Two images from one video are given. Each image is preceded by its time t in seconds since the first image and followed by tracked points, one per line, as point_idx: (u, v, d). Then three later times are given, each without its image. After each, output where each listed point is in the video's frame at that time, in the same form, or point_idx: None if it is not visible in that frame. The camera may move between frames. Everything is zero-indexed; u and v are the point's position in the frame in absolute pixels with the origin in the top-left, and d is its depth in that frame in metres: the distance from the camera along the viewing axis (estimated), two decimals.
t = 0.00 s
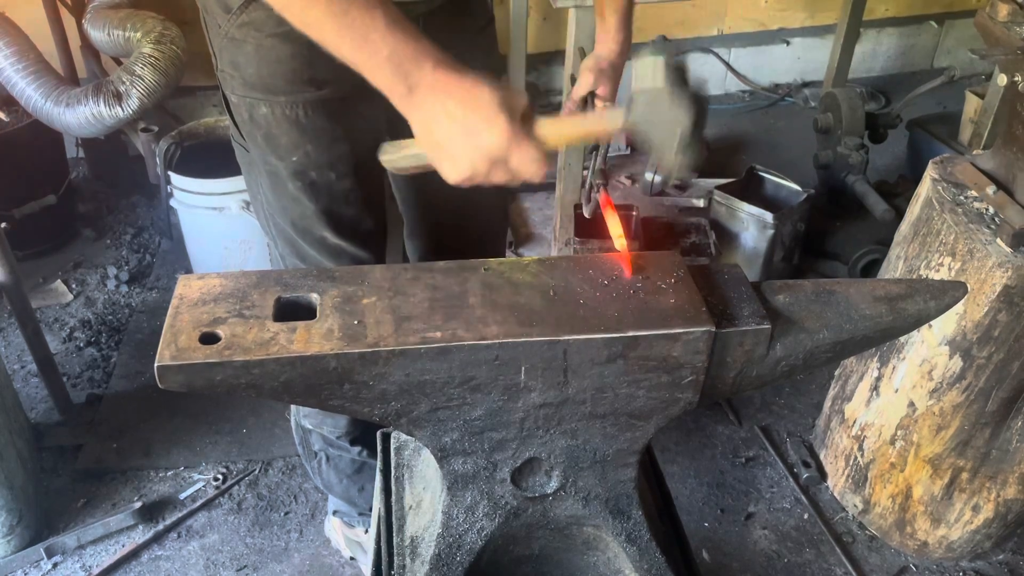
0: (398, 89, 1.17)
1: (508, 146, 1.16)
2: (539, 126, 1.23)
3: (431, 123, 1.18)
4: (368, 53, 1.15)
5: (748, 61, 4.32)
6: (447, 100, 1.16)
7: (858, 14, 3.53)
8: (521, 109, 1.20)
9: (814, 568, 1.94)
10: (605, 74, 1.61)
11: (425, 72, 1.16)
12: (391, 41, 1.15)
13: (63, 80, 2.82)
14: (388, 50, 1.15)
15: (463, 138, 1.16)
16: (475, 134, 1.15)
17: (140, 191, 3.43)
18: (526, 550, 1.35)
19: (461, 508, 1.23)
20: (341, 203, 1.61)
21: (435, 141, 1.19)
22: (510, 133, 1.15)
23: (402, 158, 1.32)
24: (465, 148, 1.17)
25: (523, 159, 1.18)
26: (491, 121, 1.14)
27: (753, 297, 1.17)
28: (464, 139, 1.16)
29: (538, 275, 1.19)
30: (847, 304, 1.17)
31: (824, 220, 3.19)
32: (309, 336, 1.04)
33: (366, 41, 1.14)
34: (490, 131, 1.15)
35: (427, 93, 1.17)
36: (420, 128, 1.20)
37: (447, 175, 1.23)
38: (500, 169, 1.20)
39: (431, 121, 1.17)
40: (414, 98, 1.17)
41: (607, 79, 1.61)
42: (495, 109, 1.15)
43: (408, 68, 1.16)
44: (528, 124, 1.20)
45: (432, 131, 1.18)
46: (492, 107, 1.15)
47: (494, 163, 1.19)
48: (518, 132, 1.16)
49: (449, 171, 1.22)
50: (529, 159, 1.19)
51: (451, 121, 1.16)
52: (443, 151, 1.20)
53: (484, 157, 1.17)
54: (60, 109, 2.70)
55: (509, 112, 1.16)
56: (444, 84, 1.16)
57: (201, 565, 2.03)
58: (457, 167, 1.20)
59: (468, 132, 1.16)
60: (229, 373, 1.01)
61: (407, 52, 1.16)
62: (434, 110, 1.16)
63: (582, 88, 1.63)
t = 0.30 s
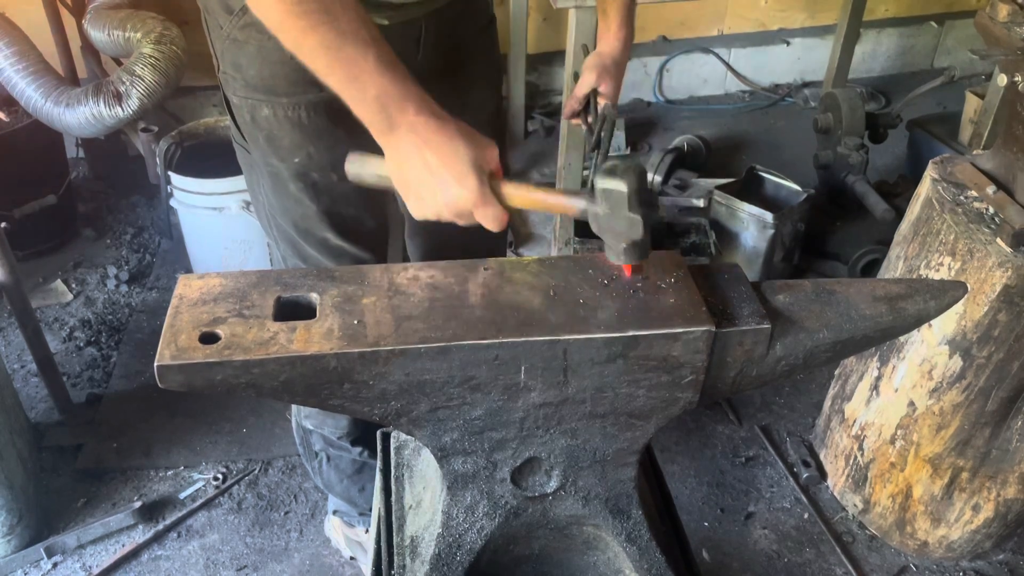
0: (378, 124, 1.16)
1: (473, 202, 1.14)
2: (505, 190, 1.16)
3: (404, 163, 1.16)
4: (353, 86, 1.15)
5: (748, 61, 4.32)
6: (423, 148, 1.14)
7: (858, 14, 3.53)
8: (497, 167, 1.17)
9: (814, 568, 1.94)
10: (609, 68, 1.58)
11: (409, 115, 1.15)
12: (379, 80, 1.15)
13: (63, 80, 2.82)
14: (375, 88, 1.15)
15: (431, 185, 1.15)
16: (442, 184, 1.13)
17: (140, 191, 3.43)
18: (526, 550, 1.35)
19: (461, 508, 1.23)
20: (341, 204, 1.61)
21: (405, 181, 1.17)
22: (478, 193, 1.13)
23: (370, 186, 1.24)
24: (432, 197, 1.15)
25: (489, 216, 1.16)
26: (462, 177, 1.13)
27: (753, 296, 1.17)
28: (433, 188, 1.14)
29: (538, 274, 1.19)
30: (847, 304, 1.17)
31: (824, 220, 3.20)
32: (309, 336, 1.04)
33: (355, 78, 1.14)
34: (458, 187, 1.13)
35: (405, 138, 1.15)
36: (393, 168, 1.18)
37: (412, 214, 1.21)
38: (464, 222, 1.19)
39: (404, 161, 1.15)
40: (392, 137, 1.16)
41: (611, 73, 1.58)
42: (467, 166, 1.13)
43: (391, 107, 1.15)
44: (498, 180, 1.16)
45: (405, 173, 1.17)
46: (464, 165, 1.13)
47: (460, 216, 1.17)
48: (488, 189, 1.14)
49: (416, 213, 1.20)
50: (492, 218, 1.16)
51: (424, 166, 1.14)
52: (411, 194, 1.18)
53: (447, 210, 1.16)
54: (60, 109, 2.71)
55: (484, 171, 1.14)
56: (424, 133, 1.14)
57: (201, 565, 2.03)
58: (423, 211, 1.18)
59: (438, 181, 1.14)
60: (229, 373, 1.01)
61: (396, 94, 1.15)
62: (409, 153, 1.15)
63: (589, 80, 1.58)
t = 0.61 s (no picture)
0: (320, 88, 1.18)
1: (403, 181, 1.17)
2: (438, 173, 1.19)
3: (342, 129, 1.19)
4: (300, 50, 1.17)
5: (748, 61, 4.32)
6: (361, 119, 1.16)
7: (858, 14, 3.53)
8: (435, 150, 1.20)
9: (814, 568, 1.94)
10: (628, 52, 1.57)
11: (350, 84, 1.17)
12: (325, 47, 1.17)
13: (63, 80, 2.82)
14: (320, 52, 1.17)
15: (363, 157, 1.18)
16: (374, 161, 1.16)
17: (139, 191, 3.43)
18: (526, 550, 1.35)
19: (461, 508, 1.23)
20: (341, 205, 1.61)
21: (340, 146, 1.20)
22: (409, 174, 1.16)
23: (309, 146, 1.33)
24: (362, 166, 1.19)
25: (417, 197, 1.19)
26: (395, 155, 1.15)
27: (753, 296, 1.17)
28: (367, 160, 1.17)
29: (538, 275, 1.19)
30: (847, 304, 1.17)
31: (824, 220, 3.20)
32: (309, 336, 1.04)
33: (303, 43, 1.17)
34: (390, 164, 1.16)
35: (344, 105, 1.17)
36: (331, 131, 1.21)
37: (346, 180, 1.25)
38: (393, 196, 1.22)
39: (341, 126, 1.18)
40: (332, 102, 1.18)
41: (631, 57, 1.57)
42: (402, 145, 1.15)
43: (336, 73, 1.17)
44: (433, 163, 1.19)
45: (342, 138, 1.20)
46: (400, 143, 1.15)
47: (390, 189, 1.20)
48: (420, 172, 1.17)
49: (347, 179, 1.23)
50: (420, 199, 1.20)
51: (360, 137, 1.17)
52: (346, 159, 1.20)
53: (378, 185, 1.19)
54: (60, 109, 2.71)
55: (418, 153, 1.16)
56: (364, 105, 1.16)
57: (201, 566, 2.03)
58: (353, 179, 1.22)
59: (371, 155, 1.17)
60: (230, 373, 1.01)
61: (340, 60, 1.17)
62: (346, 120, 1.17)
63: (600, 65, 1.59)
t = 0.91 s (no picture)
0: (334, 96, 1.17)
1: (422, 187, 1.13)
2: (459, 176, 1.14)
3: (358, 137, 1.16)
4: (312, 57, 1.17)
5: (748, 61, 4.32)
6: (376, 126, 1.14)
7: (858, 14, 3.53)
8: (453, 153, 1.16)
9: (814, 568, 1.94)
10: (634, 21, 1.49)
11: (364, 90, 1.15)
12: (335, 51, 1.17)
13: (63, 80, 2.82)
14: (331, 57, 1.16)
15: (380, 164, 1.14)
16: (392, 167, 1.13)
17: (140, 191, 3.43)
18: (526, 550, 1.35)
19: (461, 508, 1.23)
20: (340, 207, 1.61)
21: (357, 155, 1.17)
22: (429, 178, 1.13)
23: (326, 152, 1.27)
24: (380, 175, 1.15)
25: (439, 203, 1.15)
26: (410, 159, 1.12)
27: (753, 296, 1.17)
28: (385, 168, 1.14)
29: (538, 275, 1.19)
30: (847, 304, 1.17)
31: (824, 219, 3.20)
32: (309, 336, 1.04)
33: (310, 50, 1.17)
34: (408, 170, 1.12)
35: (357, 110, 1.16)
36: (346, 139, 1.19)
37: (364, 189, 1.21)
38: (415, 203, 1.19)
39: (357, 135, 1.16)
40: (347, 109, 1.17)
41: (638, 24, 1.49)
42: (420, 148, 1.12)
43: (349, 79, 1.16)
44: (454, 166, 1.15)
45: (358, 146, 1.17)
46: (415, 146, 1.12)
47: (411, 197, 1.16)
48: (439, 176, 1.13)
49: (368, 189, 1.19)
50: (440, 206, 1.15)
51: (377, 143, 1.14)
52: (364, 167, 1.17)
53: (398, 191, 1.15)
54: (60, 109, 2.71)
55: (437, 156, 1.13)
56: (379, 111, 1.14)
57: (201, 566, 2.03)
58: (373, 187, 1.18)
59: (388, 162, 1.13)
60: (230, 373, 1.01)
61: (352, 65, 1.17)
62: (361, 128, 1.15)
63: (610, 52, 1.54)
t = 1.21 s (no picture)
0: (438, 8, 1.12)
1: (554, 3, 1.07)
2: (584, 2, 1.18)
3: (478, 25, 1.12)
4: None
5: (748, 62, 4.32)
6: None
7: (858, 14, 3.53)
8: None
9: (814, 569, 1.94)
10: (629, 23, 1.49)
11: None
12: None
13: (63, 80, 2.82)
14: None
15: (502, 29, 1.11)
16: (505, 23, 1.10)
17: (140, 191, 3.43)
18: (526, 550, 1.35)
19: (461, 508, 1.23)
20: (339, 208, 1.61)
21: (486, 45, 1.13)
22: None
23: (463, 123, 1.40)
24: (509, 47, 1.12)
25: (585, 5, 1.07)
26: None
27: (753, 296, 1.17)
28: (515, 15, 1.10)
29: (537, 275, 1.19)
30: (847, 304, 1.17)
31: (824, 219, 3.20)
32: (309, 336, 1.04)
33: None
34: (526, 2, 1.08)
35: None
36: (468, 41, 1.15)
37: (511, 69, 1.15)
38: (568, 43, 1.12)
39: (477, 27, 1.12)
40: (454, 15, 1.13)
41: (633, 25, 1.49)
42: None
43: None
44: None
45: (484, 35, 1.12)
46: None
47: (557, 26, 1.09)
48: None
49: (515, 65, 1.14)
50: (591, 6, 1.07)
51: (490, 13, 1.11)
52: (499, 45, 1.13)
53: (539, 25, 1.09)
54: (60, 109, 2.71)
55: None
56: None
57: (201, 566, 2.03)
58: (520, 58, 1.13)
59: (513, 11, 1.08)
60: (229, 373, 1.01)
61: None
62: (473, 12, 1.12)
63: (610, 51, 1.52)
